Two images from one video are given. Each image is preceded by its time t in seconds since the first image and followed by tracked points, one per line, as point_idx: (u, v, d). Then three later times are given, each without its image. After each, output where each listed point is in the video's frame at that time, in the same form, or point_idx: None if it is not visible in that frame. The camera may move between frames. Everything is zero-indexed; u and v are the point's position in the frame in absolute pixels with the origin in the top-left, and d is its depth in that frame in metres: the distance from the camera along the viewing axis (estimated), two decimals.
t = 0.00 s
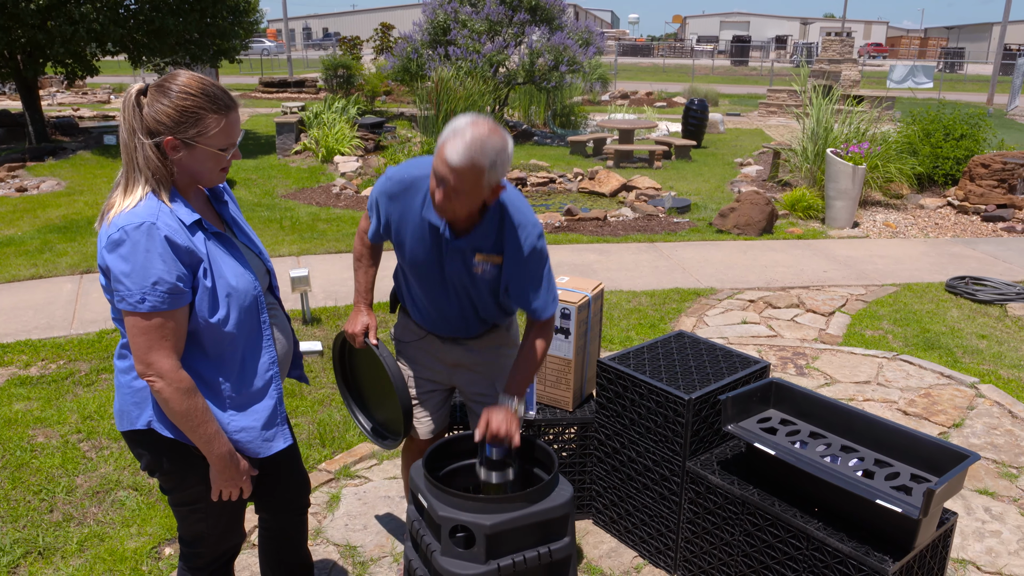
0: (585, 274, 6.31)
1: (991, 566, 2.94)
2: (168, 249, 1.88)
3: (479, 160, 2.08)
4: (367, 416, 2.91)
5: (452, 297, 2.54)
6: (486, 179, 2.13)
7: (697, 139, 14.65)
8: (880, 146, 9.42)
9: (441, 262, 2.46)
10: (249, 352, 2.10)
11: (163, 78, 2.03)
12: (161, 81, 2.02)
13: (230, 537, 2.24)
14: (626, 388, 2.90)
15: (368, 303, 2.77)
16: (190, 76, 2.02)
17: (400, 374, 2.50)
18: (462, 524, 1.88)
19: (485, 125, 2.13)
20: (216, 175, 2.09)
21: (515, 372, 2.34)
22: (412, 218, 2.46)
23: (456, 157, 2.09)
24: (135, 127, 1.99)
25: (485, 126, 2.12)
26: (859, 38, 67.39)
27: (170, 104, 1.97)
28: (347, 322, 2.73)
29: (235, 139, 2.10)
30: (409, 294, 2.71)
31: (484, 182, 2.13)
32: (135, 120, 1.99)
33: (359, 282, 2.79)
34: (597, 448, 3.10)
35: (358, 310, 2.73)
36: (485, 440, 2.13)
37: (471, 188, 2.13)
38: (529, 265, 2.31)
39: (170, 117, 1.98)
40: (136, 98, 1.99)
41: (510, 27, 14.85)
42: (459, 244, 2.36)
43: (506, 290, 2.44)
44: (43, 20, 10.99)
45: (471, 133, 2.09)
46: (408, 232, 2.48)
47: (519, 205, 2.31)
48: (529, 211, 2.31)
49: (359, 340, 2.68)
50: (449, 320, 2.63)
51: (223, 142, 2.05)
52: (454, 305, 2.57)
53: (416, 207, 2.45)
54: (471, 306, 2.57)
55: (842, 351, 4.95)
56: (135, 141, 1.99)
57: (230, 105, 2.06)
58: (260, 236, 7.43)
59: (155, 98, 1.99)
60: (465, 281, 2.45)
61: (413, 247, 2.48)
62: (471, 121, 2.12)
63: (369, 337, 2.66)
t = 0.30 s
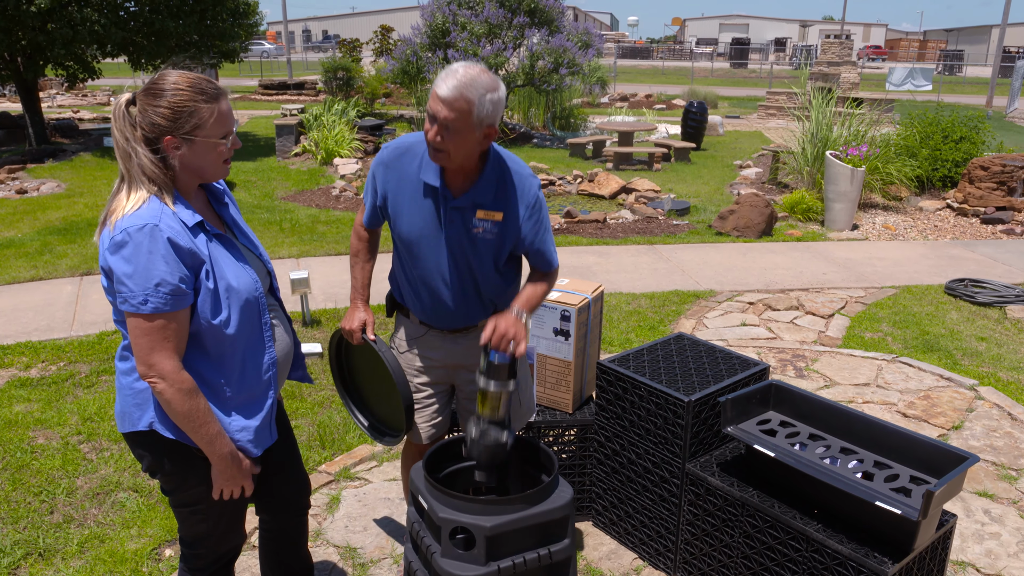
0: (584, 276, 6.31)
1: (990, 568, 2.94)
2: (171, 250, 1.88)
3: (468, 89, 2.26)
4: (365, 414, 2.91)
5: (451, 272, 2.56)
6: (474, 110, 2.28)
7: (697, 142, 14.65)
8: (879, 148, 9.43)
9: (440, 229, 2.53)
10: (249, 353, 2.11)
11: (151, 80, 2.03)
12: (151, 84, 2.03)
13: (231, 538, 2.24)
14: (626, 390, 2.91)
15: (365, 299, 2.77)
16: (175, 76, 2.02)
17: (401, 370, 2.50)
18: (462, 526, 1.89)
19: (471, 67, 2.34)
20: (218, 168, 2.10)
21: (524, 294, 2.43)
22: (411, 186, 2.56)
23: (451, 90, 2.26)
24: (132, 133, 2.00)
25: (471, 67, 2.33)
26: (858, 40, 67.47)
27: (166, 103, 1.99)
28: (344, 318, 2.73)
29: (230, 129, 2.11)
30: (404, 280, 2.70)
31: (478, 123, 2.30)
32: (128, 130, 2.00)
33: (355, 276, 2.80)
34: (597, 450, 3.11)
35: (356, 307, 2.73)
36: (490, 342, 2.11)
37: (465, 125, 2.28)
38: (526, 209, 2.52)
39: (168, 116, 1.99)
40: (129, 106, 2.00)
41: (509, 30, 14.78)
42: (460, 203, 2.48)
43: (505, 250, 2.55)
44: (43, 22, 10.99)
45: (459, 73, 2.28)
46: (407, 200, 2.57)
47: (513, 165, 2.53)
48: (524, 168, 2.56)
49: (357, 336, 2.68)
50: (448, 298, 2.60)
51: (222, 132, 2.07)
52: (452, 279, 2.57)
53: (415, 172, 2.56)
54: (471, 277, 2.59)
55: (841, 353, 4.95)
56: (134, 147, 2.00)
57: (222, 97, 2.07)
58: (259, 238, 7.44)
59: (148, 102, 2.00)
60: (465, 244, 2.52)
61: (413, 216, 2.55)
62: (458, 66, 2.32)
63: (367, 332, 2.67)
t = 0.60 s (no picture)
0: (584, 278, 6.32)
1: (989, 570, 2.94)
2: (174, 247, 1.89)
3: (462, 67, 2.35)
4: (360, 418, 2.92)
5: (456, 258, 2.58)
6: (469, 87, 2.36)
7: (697, 144, 14.66)
8: (879, 151, 9.43)
9: (444, 215, 2.58)
10: (250, 351, 2.11)
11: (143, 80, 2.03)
12: (141, 83, 2.02)
13: (233, 538, 2.25)
14: (626, 392, 2.91)
15: (363, 303, 2.76)
16: (168, 73, 2.01)
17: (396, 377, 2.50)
18: (462, 526, 1.89)
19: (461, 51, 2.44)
20: (218, 155, 2.11)
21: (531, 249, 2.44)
22: (412, 175, 2.60)
23: (447, 68, 2.36)
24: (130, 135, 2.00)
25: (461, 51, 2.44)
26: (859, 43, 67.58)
27: (161, 100, 1.98)
28: (340, 322, 2.72)
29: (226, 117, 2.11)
30: (405, 273, 2.70)
31: (474, 102, 2.38)
32: (127, 134, 2.01)
33: (354, 280, 2.79)
34: (597, 452, 3.11)
35: (353, 311, 2.72)
36: (500, 279, 2.18)
37: (463, 104, 2.36)
38: (526, 187, 2.59)
39: (165, 111, 1.99)
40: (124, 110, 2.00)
41: (510, 31, 14.79)
42: (463, 187, 2.54)
43: (507, 232, 2.60)
44: (45, 22, 11.01)
45: (452, 55, 2.39)
46: (409, 188, 2.60)
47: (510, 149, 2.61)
48: (520, 152, 2.63)
49: (352, 341, 2.67)
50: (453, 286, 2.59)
51: (218, 120, 2.07)
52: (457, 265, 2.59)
53: (415, 160, 2.60)
54: (475, 263, 2.60)
55: (841, 355, 4.96)
56: (133, 151, 2.00)
57: (213, 86, 2.07)
58: (260, 239, 7.44)
59: (142, 102, 1.99)
60: (468, 227, 2.56)
61: (416, 205, 2.59)
62: (449, 50, 2.42)
63: (362, 338, 2.66)
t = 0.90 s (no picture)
0: (585, 280, 6.33)
1: (991, 570, 2.94)
2: (176, 248, 1.90)
3: (469, 59, 2.39)
4: (360, 422, 2.92)
5: (457, 255, 2.58)
6: (477, 81, 2.39)
7: (696, 145, 14.67)
8: (879, 151, 9.43)
9: (444, 215, 2.58)
10: (252, 352, 2.12)
11: (165, 82, 2.04)
12: (165, 84, 2.03)
13: (233, 542, 2.24)
14: (627, 393, 2.91)
15: (363, 307, 2.76)
16: (192, 78, 2.04)
17: (395, 381, 2.50)
18: (464, 528, 1.90)
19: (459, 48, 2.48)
20: (226, 171, 2.12)
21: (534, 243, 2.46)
22: (411, 174, 2.61)
23: (455, 60, 2.38)
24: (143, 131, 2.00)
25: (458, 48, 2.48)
26: (857, 44, 67.63)
27: (181, 103, 1.99)
28: (340, 326, 2.72)
29: (241, 136, 2.13)
30: (406, 274, 2.70)
31: (483, 93, 2.42)
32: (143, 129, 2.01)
33: (354, 284, 2.79)
34: (597, 453, 3.11)
35: (353, 314, 2.72)
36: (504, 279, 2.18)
37: (473, 95, 2.39)
38: (525, 185, 2.61)
39: (182, 116, 2.00)
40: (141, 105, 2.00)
41: (509, 34, 14.82)
42: (464, 185, 2.55)
43: (507, 230, 2.61)
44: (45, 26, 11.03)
45: (456, 48, 2.41)
46: (409, 187, 2.61)
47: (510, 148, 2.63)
48: (519, 150, 2.65)
49: (352, 345, 2.67)
50: (455, 284, 2.59)
51: (233, 136, 2.08)
52: (459, 262, 2.59)
53: (415, 160, 2.61)
54: (476, 260, 2.60)
55: (842, 356, 4.96)
56: (142, 147, 2.01)
57: (235, 100, 2.09)
58: (260, 242, 7.45)
59: (163, 100, 2.00)
60: (469, 226, 2.58)
61: (416, 204, 2.60)
62: (451, 46, 2.45)
63: (363, 342, 2.66)
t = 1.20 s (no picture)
0: (585, 283, 6.33)
1: (994, 572, 2.94)
2: (183, 252, 1.90)
3: (472, 62, 2.40)
4: (365, 427, 2.91)
5: (459, 262, 2.58)
6: (480, 83, 2.40)
7: (696, 148, 14.69)
8: (879, 153, 9.44)
9: (444, 220, 2.57)
10: (254, 355, 2.12)
11: (161, 87, 2.05)
12: (160, 89, 2.04)
13: (234, 547, 2.24)
14: (628, 396, 2.91)
15: (366, 312, 2.76)
16: (188, 82, 2.04)
17: (397, 386, 2.50)
18: (466, 532, 1.89)
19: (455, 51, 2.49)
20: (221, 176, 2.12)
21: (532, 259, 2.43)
22: (411, 181, 2.60)
23: (459, 62, 2.38)
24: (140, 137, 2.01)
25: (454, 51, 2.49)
26: (856, 46, 67.69)
27: (176, 109, 2.00)
28: (344, 332, 2.72)
29: (238, 139, 2.13)
30: (407, 281, 2.70)
31: (486, 95, 2.43)
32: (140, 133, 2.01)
33: (356, 289, 2.79)
34: (599, 456, 3.11)
35: (356, 320, 2.72)
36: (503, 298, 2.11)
37: (478, 97, 2.40)
38: (525, 190, 2.60)
39: (177, 122, 2.00)
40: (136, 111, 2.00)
41: (509, 37, 14.87)
42: (463, 190, 2.54)
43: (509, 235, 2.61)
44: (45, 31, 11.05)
45: (454, 51, 2.42)
46: (409, 194, 2.60)
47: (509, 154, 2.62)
48: (519, 155, 2.64)
49: (355, 351, 2.68)
50: (456, 290, 2.59)
51: (228, 142, 2.09)
52: (461, 268, 2.58)
53: (414, 166, 2.60)
54: (476, 266, 2.60)
55: (843, 358, 4.96)
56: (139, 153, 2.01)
57: (231, 106, 2.09)
58: (260, 246, 7.45)
59: (158, 106, 2.01)
60: (470, 233, 2.57)
61: (416, 211, 2.59)
62: (448, 50, 2.45)
63: (366, 348, 2.66)
